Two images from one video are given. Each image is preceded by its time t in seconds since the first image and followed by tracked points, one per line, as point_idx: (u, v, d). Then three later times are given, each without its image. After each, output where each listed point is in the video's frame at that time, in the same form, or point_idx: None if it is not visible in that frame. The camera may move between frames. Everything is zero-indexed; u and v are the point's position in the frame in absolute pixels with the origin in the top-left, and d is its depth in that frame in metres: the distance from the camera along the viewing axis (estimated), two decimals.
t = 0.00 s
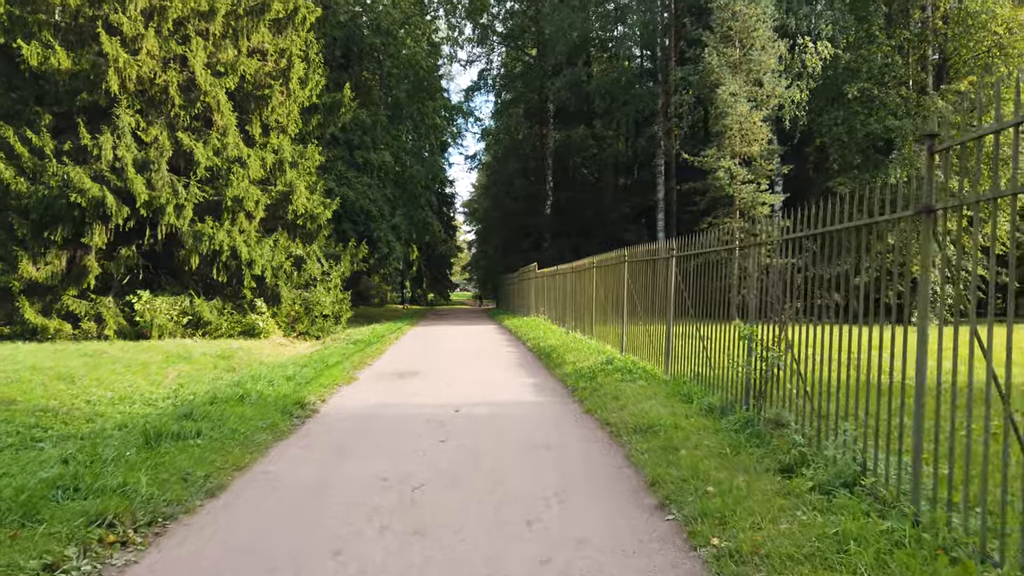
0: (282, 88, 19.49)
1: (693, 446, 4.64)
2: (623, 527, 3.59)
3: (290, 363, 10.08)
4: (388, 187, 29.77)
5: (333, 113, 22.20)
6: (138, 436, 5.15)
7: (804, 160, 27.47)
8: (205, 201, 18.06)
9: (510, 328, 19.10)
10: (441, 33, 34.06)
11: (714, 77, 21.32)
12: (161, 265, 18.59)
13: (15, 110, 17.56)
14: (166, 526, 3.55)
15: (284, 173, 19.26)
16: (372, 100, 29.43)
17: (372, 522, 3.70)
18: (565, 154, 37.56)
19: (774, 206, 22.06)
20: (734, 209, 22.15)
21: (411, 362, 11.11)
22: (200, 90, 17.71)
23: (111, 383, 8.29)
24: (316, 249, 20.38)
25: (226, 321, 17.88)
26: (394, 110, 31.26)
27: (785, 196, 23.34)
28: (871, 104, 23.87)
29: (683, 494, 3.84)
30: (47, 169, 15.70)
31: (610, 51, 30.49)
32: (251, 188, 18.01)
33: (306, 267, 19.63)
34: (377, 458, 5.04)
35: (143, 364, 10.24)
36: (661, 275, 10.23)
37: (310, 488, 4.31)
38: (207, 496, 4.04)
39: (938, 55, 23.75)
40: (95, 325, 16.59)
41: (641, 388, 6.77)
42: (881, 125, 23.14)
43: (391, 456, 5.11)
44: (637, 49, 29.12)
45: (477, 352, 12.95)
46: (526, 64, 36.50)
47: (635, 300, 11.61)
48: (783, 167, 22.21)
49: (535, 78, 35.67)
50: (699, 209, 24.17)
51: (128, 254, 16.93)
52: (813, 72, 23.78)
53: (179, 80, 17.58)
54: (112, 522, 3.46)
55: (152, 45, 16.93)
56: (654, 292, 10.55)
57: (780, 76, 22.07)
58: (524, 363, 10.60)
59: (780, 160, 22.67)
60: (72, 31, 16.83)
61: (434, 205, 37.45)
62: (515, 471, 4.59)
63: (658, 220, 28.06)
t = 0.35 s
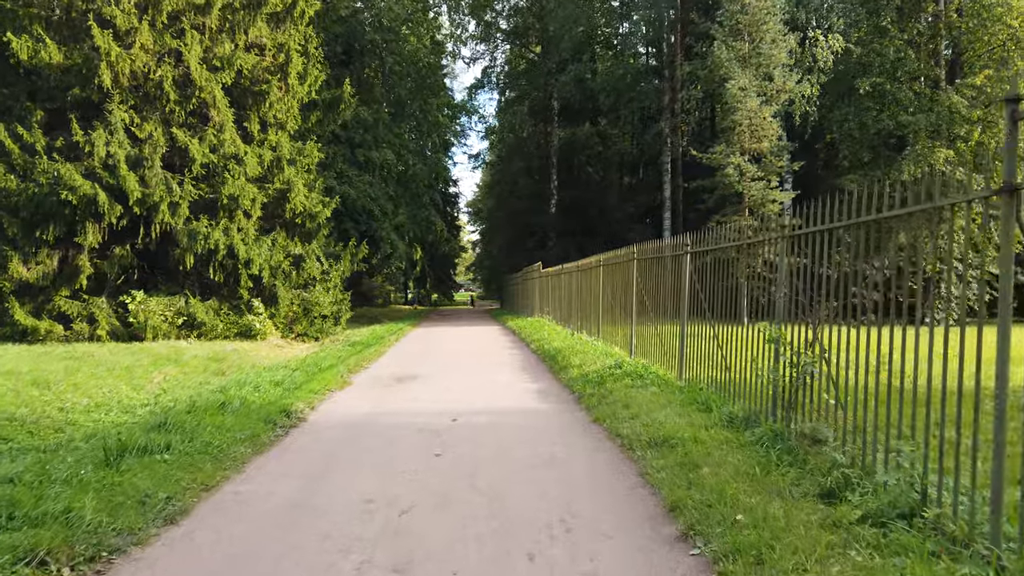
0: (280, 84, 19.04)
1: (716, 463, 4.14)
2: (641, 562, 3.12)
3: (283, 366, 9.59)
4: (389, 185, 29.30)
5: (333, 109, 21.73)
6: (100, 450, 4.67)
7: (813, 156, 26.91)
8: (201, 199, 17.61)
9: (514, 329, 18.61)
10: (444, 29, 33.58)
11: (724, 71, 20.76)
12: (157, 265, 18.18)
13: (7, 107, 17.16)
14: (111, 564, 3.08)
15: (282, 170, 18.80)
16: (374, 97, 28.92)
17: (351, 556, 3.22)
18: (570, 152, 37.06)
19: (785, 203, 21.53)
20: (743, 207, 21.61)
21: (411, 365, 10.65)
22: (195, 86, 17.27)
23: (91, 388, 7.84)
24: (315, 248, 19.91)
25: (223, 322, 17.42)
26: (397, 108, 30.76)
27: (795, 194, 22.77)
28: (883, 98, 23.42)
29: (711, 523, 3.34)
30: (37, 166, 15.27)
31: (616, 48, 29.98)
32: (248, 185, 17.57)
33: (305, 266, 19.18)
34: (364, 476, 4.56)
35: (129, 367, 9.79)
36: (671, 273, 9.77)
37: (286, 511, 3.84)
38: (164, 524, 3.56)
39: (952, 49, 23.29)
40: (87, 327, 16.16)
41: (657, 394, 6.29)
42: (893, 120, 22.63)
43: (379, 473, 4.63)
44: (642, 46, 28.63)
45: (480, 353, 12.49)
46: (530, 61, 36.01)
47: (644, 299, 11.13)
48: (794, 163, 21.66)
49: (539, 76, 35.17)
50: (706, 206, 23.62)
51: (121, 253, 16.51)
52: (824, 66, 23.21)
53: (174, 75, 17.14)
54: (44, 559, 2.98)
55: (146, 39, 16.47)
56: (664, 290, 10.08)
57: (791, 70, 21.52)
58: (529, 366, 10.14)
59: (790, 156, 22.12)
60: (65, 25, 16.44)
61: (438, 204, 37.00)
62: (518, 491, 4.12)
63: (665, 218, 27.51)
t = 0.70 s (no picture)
0: (278, 78, 18.58)
1: (752, 487, 3.64)
2: None
3: (275, 370, 9.13)
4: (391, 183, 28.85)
5: (332, 105, 21.27)
6: (60, 467, 4.20)
7: (822, 153, 26.33)
8: (197, 197, 17.14)
9: (518, 330, 18.12)
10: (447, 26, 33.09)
11: (732, 65, 20.27)
12: (152, 264, 17.74)
13: None
14: None
15: (280, 167, 18.35)
16: (375, 94, 28.49)
17: None
18: (574, 150, 36.55)
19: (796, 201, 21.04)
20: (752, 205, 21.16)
21: (408, 367, 10.15)
22: (191, 80, 16.83)
23: (69, 395, 7.38)
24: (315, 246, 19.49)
25: (219, 324, 16.97)
26: (398, 104, 30.30)
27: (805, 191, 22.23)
28: (894, 94, 22.91)
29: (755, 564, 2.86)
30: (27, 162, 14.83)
31: (620, 45, 29.52)
32: (245, 183, 17.13)
33: (303, 266, 18.71)
34: (353, 497, 4.08)
35: (114, 371, 9.32)
36: (684, 271, 9.31)
37: (263, 541, 3.38)
38: (118, 560, 3.09)
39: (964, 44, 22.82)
40: (79, 328, 15.72)
41: (677, 402, 5.78)
42: (904, 116, 22.12)
43: (370, 493, 4.16)
44: (647, 43, 28.64)
45: (484, 355, 12.01)
46: (534, 58, 35.52)
47: (654, 298, 10.66)
48: (804, 160, 21.16)
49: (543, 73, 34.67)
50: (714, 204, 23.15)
51: (115, 252, 16.08)
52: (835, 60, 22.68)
53: (169, 70, 16.70)
54: None
55: (140, 32, 16.01)
56: (676, 289, 9.62)
57: (802, 65, 21.00)
58: (534, 370, 9.64)
59: (801, 152, 21.60)
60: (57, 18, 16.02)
61: (440, 203, 36.50)
62: (526, 517, 3.65)
63: (671, 217, 27.04)
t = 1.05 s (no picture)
0: (277, 74, 18.19)
1: (790, 525, 3.15)
2: None
3: (267, 376, 8.70)
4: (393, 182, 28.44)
5: (332, 102, 20.87)
6: (8, 492, 3.78)
7: (832, 151, 25.80)
8: (193, 195, 16.73)
9: (521, 333, 17.66)
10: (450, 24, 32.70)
11: (742, 61, 19.82)
12: (148, 265, 17.35)
13: None
14: None
15: (279, 165, 17.98)
16: (377, 93, 28.09)
17: None
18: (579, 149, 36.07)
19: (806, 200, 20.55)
20: (762, 204, 20.68)
21: (407, 373, 9.71)
22: (187, 76, 16.44)
23: (46, 404, 6.96)
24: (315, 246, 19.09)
25: (216, 325, 16.54)
26: (401, 102, 29.89)
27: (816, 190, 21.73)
28: (907, 91, 22.42)
29: None
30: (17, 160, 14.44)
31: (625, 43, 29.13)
32: (242, 181, 16.71)
33: (303, 267, 18.27)
34: (334, 527, 3.64)
35: (99, 377, 8.90)
36: (697, 274, 8.89)
37: None
38: None
39: (978, 40, 22.35)
40: (72, 330, 15.33)
41: (695, 416, 5.32)
42: (916, 114, 21.58)
43: (354, 523, 3.70)
44: (652, 42, 28.20)
45: (487, 359, 11.56)
46: (538, 56, 35.10)
47: (663, 302, 10.23)
48: (815, 158, 20.69)
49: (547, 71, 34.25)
50: (722, 204, 22.66)
51: (108, 252, 15.69)
52: (847, 56, 22.17)
53: (165, 66, 16.31)
54: None
55: (134, 26, 15.61)
56: (687, 292, 9.19)
57: (813, 60, 20.53)
58: (539, 376, 9.18)
59: (811, 150, 21.13)
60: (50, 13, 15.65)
61: (443, 203, 36.06)
62: (529, 555, 3.20)
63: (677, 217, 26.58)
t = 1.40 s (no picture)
0: (269, 68, 17.70)
1: (834, 564, 2.66)
2: None
3: (248, 380, 8.20)
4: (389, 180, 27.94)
5: (327, 97, 20.37)
6: None
7: (837, 148, 25.22)
8: (182, 192, 16.19)
9: (520, 334, 17.16)
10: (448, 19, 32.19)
11: (746, 54, 19.32)
12: (136, 264, 16.85)
13: None
14: None
15: (271, 161, 17.50)
16: (374, 89, 27.58)
17: None
18: (579, 147, 35.54)
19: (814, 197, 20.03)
20: (766, 201, 20.16)
21: (399, 375, 9.26)
22: (175, 69, 15.95)
23: (7, 411, 6.46)
24: (308, 245, 18.61)
25: (204, 325, 16.02)
26: (397, 98, 29.38)
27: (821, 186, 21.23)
28: (915, 85, 21.90)
29: None
30: None
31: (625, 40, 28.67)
32: (233, 177, 16.20)
33: (295, 266, 17.78)
34: (299, 559, 3.14)
35: (72, 381, 8.40)
36: (706, 273, 8.46)
37: None
38: None
39: (987, 34, 21.87)
40: (55, 330, 14.83)
41: (710, 425, 4.85)
42: (924, 109, 21.10)
43: (323, 553, 3.20)
44: (653, 38, 27.72)
45: (484, 361, 11.07)
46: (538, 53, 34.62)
47: (668, 301, 9.79)
48: (821, 154, 20.20)
49: (547, 68, 33.78)
50: (725, 201, 22.16)
51: (93, 250, 15.19)
52: (853, 51, 21.65)
53: (152, 58, 15.81)
54: None
55: (120, 17, 15.11)
56: (694, 291, 8.78)
57: (819, 54, 20.02)
58: (539, 378, 8.70)
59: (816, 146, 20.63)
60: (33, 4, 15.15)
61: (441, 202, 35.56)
62: None
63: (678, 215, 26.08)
